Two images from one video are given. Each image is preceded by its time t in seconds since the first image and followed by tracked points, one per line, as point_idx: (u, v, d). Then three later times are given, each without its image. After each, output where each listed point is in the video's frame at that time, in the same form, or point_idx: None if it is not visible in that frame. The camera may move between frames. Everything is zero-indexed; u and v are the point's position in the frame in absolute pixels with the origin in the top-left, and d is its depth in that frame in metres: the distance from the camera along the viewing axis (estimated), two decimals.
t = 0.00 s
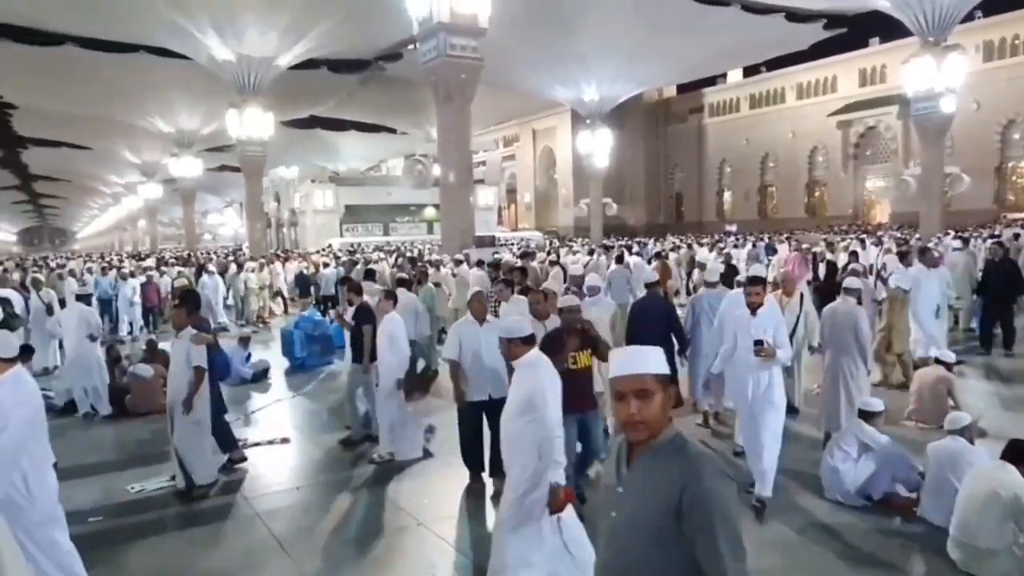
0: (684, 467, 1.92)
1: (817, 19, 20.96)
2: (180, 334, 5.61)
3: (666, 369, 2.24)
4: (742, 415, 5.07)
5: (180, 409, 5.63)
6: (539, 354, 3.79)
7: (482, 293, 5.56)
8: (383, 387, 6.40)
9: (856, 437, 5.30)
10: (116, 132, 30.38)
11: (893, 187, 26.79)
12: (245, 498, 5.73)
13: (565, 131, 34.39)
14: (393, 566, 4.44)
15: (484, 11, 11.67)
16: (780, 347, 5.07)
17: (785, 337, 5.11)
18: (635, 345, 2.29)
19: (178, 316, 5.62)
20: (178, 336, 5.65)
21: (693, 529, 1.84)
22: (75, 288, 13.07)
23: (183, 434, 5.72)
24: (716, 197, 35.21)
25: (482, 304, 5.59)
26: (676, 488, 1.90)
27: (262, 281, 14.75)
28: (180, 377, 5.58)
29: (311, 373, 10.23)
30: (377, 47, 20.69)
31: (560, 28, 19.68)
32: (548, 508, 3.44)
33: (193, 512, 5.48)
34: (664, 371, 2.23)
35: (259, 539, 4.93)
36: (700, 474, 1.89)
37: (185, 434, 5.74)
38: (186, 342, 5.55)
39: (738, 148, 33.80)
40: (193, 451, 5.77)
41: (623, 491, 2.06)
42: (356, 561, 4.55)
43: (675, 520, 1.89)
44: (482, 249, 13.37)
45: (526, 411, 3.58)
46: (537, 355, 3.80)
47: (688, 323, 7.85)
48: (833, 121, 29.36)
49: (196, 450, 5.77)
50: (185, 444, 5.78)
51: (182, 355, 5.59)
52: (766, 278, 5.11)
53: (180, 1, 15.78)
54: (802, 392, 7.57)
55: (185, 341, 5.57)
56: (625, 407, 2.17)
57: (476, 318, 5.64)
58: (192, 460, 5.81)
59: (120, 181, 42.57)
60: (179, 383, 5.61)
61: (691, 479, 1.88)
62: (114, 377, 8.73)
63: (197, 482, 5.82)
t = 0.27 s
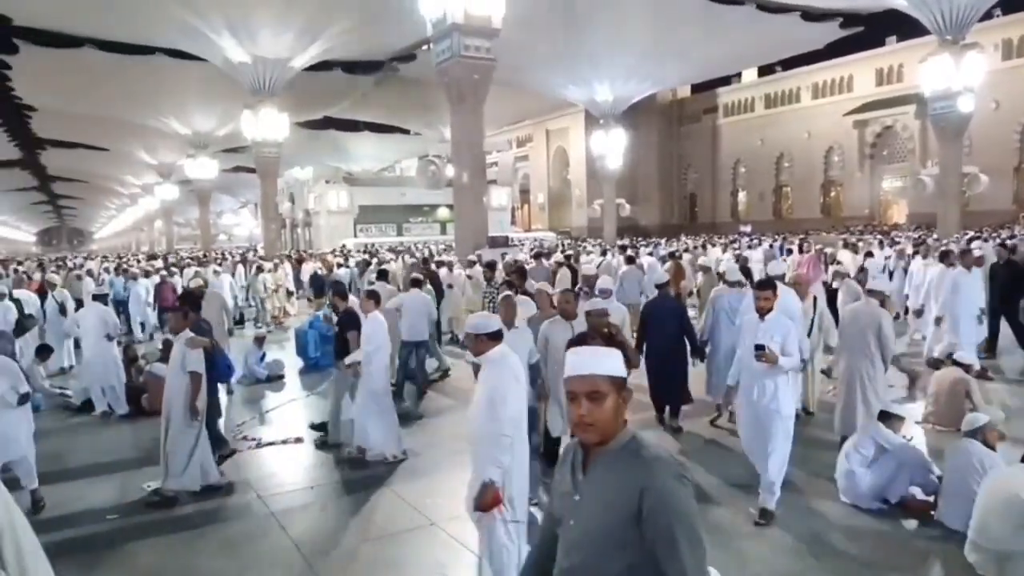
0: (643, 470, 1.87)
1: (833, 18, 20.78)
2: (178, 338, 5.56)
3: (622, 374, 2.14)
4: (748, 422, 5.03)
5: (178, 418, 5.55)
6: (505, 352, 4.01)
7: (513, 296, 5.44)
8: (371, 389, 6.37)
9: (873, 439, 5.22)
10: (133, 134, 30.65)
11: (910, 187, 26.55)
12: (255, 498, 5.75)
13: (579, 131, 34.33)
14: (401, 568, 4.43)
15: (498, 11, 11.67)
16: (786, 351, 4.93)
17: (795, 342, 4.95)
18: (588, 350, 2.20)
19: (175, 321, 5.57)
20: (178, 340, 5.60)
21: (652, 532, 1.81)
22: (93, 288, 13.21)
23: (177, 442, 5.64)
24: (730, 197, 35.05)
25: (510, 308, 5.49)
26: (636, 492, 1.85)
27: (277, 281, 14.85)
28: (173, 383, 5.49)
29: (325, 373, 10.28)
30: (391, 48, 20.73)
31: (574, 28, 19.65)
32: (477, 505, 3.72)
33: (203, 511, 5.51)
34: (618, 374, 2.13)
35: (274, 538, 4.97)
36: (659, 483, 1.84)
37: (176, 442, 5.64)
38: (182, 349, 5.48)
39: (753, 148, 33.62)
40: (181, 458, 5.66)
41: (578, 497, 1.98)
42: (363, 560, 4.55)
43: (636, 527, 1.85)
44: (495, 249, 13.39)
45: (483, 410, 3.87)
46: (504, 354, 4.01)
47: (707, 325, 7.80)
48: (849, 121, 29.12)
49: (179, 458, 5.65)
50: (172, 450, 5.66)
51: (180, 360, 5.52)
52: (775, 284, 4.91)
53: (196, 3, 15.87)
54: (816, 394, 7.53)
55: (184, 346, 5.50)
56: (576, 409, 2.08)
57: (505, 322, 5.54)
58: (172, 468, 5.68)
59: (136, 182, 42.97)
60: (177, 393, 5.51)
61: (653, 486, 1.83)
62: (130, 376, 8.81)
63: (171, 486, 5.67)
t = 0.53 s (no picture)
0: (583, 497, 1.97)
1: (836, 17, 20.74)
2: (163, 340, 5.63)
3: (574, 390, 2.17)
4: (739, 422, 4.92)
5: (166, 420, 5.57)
6: (458, 357, 4.06)
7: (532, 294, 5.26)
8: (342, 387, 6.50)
9: (877, 440, 5.20)
10: (136, 133, 30.69)
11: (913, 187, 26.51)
12: (254, 498, 5.75)
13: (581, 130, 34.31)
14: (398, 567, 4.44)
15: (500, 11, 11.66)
16: (769, 348, 4.83)
17: (786, 341, 4.80)
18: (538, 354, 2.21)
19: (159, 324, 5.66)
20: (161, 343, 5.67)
21: (588, 562, 1.91)
22: (97, 287, 13.24)
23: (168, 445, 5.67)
24: (733, 197, 35.02)
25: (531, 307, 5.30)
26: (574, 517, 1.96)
27: (280, 280, 14.87)
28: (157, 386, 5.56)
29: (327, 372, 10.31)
30: (394, 47, 20.75)
31: (577, 27, 19.64)
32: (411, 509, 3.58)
33: (203, 511, 5.52)
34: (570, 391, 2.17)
35: (277, 537, 4.97)
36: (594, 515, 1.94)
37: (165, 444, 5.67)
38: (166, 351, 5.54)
39: (756, 148, 33.59)
40: (170, 461, 5.69)
41: (518, 518, 2.07)
42: (363, 560, 4.56)
43: (570, 554, 1.96)
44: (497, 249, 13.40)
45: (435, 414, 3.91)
46: (457, 359, 4.06)
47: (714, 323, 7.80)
48: (852, 121, 29.08)
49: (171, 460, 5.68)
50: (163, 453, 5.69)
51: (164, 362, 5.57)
52: (766, 284, 4.97)
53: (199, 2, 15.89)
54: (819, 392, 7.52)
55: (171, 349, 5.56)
56: (516, 426, 2.14)
57: (522, 321, 5.36)
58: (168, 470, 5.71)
59: (139, 181, 43.03)
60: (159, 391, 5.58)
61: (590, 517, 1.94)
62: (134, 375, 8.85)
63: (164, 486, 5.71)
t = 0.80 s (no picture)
0: (508, 514, 1.81)
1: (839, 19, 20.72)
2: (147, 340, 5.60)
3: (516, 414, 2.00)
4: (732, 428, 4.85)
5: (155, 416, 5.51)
6: (409, 354, 4.06)
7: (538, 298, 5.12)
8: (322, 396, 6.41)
9: (879, 442, 5.18)
10: (139, 134, 30.76)
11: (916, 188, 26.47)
12: (253, 500, 5.74)
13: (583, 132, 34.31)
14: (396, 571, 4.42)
15: (503, 12, 11.68)
16: (755, 352, 4.78)
17: (774, 343, 4.76)
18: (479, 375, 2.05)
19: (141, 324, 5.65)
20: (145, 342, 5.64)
21: None
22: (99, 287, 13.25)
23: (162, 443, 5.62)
24: (736, 198, 35.01)
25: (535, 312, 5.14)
26: (495, 536, 1.79)
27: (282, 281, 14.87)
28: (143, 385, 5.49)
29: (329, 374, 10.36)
30: (396, 49, 20.78)
31: (579, 29, 19.65)
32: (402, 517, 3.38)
33: (201, 512, 5.50)
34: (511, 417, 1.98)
35: (279, 539, 4.96)
36: (517, 529, 1.79)
37: (160, 442, 5.61)
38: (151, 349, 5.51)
39: (758, 150, 33.57)
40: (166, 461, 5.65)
41: (442, 534, 1.92)
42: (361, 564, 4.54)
43: None
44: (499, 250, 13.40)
45: (393, 414, 3.90)
46: (407, 356, 4.06)
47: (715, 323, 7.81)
48: (855, 122, 29.05)
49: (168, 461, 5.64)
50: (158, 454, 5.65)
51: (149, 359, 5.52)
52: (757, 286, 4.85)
53: (203, 4, 15.94)
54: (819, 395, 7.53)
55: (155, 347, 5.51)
56: (446, 444, 1.97)
57: (529, 327, 5.18)
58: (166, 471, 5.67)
59: (142, 182, 43.11)
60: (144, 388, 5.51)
61: (511, 533, 1.79)
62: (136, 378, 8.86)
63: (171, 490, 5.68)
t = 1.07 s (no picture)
0: (468, 525, 1.79)
1: (848, 17, 20.66)
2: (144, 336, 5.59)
3: (452, 426, 1.91)
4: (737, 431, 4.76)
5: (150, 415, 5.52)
6: (369, 357, 4.07)
7: (545, 298, 4.81)
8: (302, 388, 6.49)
9: (886, 441, 5.16)
10: (148, 132, 30.91)
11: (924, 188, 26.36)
12: (257, 497, 5.75)
13: (590, 131, 34.29)
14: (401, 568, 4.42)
15: (511, 11, 11.68)
16: (756, 352, 4.74)
17: (773, 342, 4.73)
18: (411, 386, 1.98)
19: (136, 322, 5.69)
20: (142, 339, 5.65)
21: None
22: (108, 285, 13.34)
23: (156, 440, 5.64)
24: (743, 197, 34.91)
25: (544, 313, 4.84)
26: (459, 545, 1.76)
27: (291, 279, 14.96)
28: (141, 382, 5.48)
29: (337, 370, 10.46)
30: (404, 47, 20.82)
31: (587, 28, 19.66)
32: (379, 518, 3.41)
33: (207, 509, 5.53)
34: (443, 430, 1.88)
35: (291, 535, 5.00)
36: (485, 535, 1.77)
37: (153, 440, 5.64)
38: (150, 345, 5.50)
39: (766, 148, 33.47)
40: (165, 458, 5.68)
41: (400, 547, 1.88)
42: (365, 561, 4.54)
43: None
44: (506, 248, 13.43)
45: (356, 418, 3.84)
46: (365, 360, 4.07)
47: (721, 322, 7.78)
48: (863, 121, 28.94)
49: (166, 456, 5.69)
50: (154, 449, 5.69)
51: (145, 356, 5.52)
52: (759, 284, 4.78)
53: (212, 3, 16.00)
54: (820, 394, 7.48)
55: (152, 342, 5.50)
56: (388, 469, 1.90)
57: (535, 329, 4.90)
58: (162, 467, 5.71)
59: (150, 180, 43.32)
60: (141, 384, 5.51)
61: (480, 539, 1.76)
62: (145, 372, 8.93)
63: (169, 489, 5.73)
